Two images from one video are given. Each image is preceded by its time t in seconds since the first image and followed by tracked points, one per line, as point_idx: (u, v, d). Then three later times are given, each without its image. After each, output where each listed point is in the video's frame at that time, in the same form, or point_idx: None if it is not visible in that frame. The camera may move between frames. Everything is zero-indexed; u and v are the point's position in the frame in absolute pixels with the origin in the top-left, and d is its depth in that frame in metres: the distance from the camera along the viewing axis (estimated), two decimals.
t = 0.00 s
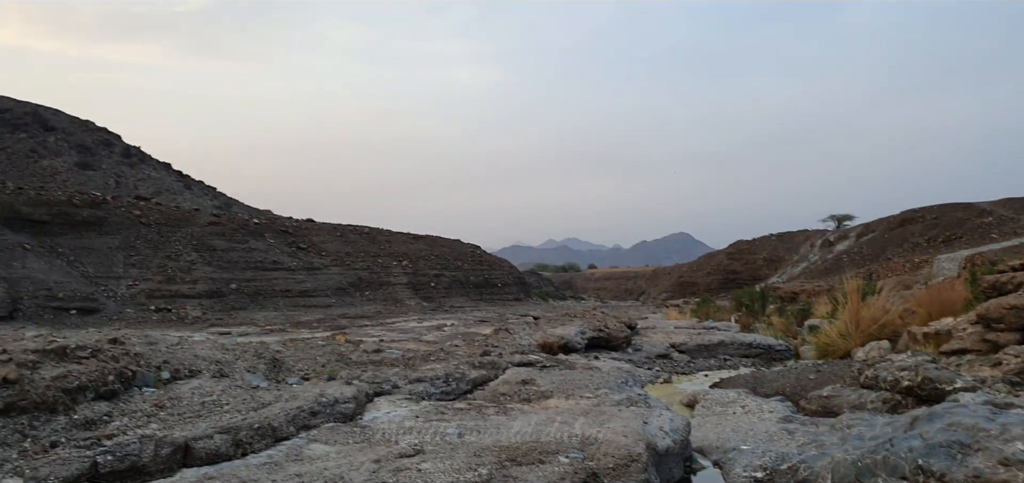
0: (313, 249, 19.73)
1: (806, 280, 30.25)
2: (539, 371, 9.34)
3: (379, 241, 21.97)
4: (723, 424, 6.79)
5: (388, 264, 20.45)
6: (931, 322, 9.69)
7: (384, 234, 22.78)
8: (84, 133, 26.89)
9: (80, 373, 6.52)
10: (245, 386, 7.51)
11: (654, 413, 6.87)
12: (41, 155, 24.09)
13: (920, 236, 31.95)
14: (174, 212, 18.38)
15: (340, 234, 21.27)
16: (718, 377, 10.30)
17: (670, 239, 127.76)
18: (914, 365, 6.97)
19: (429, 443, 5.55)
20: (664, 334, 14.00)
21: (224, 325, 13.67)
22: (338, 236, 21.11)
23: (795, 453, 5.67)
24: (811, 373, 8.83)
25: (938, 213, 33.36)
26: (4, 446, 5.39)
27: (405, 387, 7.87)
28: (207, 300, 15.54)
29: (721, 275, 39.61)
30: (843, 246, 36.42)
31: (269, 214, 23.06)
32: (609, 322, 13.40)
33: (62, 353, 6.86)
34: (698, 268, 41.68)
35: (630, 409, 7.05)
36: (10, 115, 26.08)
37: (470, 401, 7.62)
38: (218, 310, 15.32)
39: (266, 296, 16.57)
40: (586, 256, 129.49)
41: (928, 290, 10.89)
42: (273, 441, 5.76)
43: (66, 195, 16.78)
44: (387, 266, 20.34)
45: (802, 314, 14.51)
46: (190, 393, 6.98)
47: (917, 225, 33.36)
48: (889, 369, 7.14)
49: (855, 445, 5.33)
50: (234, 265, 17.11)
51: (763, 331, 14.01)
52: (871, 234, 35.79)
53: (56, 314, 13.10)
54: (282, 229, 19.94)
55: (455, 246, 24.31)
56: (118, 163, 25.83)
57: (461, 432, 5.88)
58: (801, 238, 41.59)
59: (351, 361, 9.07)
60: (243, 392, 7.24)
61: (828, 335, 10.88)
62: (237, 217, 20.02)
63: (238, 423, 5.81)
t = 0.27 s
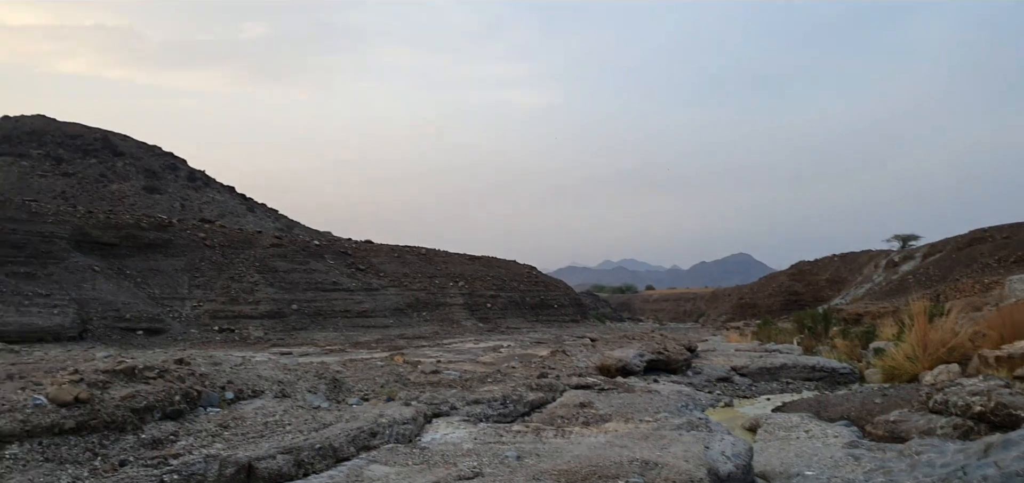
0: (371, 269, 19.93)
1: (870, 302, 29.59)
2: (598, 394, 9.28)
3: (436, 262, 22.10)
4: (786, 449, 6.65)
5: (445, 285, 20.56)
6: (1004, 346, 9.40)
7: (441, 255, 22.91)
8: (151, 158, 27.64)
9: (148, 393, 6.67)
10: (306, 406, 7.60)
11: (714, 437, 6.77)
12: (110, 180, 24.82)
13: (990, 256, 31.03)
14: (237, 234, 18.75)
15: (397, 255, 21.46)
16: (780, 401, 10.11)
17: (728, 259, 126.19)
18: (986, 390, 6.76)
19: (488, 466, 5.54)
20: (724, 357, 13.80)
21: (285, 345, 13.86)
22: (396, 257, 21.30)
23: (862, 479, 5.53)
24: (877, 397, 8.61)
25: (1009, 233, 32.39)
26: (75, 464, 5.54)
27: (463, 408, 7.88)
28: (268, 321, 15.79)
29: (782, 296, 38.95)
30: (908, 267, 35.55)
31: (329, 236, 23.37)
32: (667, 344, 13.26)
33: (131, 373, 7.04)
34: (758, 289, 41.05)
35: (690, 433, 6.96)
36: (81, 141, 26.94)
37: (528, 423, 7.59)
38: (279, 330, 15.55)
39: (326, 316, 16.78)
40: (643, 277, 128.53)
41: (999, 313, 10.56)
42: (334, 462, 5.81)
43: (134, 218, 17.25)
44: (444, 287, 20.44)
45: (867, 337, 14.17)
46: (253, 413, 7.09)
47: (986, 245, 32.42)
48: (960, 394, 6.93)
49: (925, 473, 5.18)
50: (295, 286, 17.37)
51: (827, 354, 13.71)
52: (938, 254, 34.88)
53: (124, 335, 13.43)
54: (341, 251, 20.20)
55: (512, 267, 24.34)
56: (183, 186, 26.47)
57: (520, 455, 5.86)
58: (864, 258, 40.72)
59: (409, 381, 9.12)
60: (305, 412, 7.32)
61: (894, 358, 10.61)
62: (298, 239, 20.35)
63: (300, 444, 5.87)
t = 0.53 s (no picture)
0: (410, 282, 20.02)
1: (915, 315, 29.07)
2: (637, 408, 9.21)
3: (474, 275, 22.15)
4: (830, 465, 6.55)
5: (483, 298, 20.58)
6: None
7: (479, 268, 22.95)
8: (194, 173, 28.07)
9: (191, 405, 6.76)
10: (346, 419, 7.65)
11: (757, 453, 6.69)
12: (154, 194, 25.25)
13: None
14: (278, 247, 18.96)
15: (435, 268, 21.54)
16: (823, 416, 9.96)
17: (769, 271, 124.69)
18: None
19: (527, 481, 5.52)
20: (765, 371, 13.63)
21: (326, 358, 13.96)
22: (435, 270, 21.38)
23: None
24: (923, 413, 8.46)
25: None
26: (121, 475, 5.61)
27: (502, 422, 7.87)
28: (309, 333, 15.92)
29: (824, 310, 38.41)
30: (954, 280, 34.88)
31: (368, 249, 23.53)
32: (707, 358, 13.13)
33: (175, 385, 7.13)
34: (800, 303, 40.53)
35: (731, 448, 6.88)
36: (127, 157, 27.46)
37: (567, 438, 7.56)
38: (320, 343, 15.67)
39: (366, 329, 16.88)
40: (682, 290, 127.53)
41: None
42: (374, 475, 5.82)
43: (178, 232, 17.54)
44: (482, 300, 20.46)
45: (912, 351, 13.91)
46: (294, 426, 7.14)
47: None
48: (1010, 410, 6.78)
49: None
50: (334, 298, 17.50)
51: (871, 369, 13.47)
52: (985, 267, 34.19)
53: (168, 347, 13.62)
54: (380, 264, 20.32)
55: (550, 280, 24.30)
56: (226, 200, 26.84)
57: (559, 470, 5.84)
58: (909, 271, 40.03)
59: (448, 395, 9.13)
60: (345, 425, 7.36)
61: (941, 372, 10.42)
62: (337, 252, 20.52)
63: (341, 457, 5.90)
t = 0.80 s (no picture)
0: (443, 288, 20.07)
1: (957, 323, 28.58)
2: (672, 416, 9.14)
3: (507, 282, 22.15)
4: (869, 474, 6.46)
5: (517, 305, 20.56)
6: None
7: (513, 274, 22.96)
8: (232, 180, 28.41)
9: (229, 410, 6.83)
10: (382, 424, 7.68)
11: (794, 462, 6.61)
12: (192, 202, 25.58)
13: None
14: (314, 253, 19.11)
15: (469, 274, 21.58)
16: (862, 424, 9.82)
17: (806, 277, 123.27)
18: None
19: None
20: (802, 379, 13.47)
21: (360, 363, 14.03)
22: (468, 276, 21.42)
23: None
24: (965, 422, 8.31)
25: None
26: (161, 479, 5.68)
27: (536, 429, 7.85)
28: (344, 339, 16.02)
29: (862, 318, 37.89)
30: (996, 286, 34.23)
31: (402, 255, 23.63)
32: (744, 365, 13.01)
33: (213, 391, 7.21)
34: (837, 310, 40.01)
35: (768, 457, 6.81)
36: (165, 165, 27.87)
37: (602, 445, 7.53)
38: (355, 349, 15.76)
39: (400, 335, 16.95)
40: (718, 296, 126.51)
41: None
42: (409, 481, 5.84)
43: (216, 239, 17.75)
44: (515, 306, 20.45)
45: (953, 359, 13.67)
46: (331, 431, 7.19)
47: None
48: None
49: None
50: (369, 304, 17.60)
51: (910, 377, 13.27)
52: None
53: (205, 353, 13.79)
54: (414, 270, 20.40)
55: (584, 287, 24.22)
56: (262, 207, 27.12)
57: (593, 477, 5.81)
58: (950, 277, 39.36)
59: (482, 401, 9.13)
60: (380, 431, 7.39)
61: (983, 381, 10.23)
62: (372, 258, 20.63)
63: (376, 463, 5.93)
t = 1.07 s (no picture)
0: (476, 293, 20.09)
1: (998, 328, 28.07)
2: (707, 422, 9.08)
3: (540, 286, 22.12)
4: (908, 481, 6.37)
5: (549, 309, 20.52)
6: None
7: (545, 278, 22.93)
8: (267, 186, 28.68)
9: (265, 413, 6.89)
10: (416, 428, 7.71)
11: (831, 469, 6.54)
12: (228, 207, 25.88)
13: None
14: (347, 258, 19.24)
15: (501, 279, 21.58)
16: (901, 431, 9.68)
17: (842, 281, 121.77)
18: None
19: None
20: (839, 384, 13.30)
21: (393, 367, 14.09)
22: (500, 281, 21.43)
23: None
24: (1007, 429, 8.16)
25: None
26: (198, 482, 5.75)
27: (569, 434, 7.84)
28: (377, 343, 16.09)
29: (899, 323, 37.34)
30: None
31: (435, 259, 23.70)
32: (779, 371, 12.87)
33: (249, 394, 7.28)
34: (874, 315, 39.46)
35: (804, 464, 6.74)
36: (202, 171, 28.21)
37: (635, 451, 7.49)
38: (388, 353, 15.83)
39: (432, 339, 17.00)
40: (752, 301, 125.38)
41: None
42: None
43: (251, 244, 17.94)
44: (547, 311, 20.41)
45: (994, 365, 13.42)
46: (365, 435, 7.23)
47: None
48: None
49: None
50: (402, 308, 17.67)
51: (950, 383, 13.04)
52: None
53: (241, 357, 13.93)
54: (446, 274, 20.44)
55: (616, 291, 24.12)
56: (296, 212, 27.36)
57: None
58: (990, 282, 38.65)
59: (515, 406, 9.12)
60: (414, 435, 7.42)
61: None
62: (404, 263, 20.71)
63: (410, 467, 5.96)
